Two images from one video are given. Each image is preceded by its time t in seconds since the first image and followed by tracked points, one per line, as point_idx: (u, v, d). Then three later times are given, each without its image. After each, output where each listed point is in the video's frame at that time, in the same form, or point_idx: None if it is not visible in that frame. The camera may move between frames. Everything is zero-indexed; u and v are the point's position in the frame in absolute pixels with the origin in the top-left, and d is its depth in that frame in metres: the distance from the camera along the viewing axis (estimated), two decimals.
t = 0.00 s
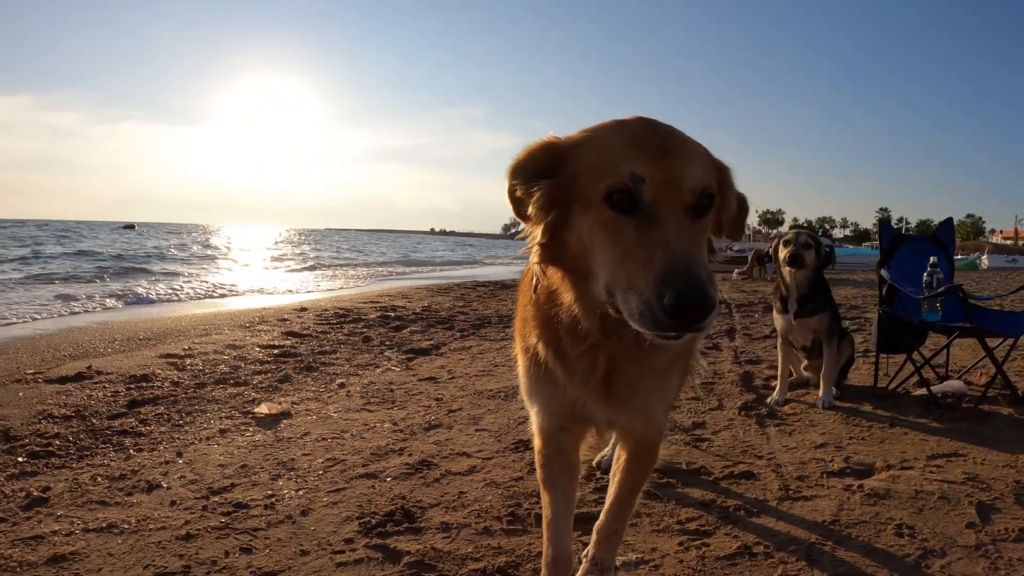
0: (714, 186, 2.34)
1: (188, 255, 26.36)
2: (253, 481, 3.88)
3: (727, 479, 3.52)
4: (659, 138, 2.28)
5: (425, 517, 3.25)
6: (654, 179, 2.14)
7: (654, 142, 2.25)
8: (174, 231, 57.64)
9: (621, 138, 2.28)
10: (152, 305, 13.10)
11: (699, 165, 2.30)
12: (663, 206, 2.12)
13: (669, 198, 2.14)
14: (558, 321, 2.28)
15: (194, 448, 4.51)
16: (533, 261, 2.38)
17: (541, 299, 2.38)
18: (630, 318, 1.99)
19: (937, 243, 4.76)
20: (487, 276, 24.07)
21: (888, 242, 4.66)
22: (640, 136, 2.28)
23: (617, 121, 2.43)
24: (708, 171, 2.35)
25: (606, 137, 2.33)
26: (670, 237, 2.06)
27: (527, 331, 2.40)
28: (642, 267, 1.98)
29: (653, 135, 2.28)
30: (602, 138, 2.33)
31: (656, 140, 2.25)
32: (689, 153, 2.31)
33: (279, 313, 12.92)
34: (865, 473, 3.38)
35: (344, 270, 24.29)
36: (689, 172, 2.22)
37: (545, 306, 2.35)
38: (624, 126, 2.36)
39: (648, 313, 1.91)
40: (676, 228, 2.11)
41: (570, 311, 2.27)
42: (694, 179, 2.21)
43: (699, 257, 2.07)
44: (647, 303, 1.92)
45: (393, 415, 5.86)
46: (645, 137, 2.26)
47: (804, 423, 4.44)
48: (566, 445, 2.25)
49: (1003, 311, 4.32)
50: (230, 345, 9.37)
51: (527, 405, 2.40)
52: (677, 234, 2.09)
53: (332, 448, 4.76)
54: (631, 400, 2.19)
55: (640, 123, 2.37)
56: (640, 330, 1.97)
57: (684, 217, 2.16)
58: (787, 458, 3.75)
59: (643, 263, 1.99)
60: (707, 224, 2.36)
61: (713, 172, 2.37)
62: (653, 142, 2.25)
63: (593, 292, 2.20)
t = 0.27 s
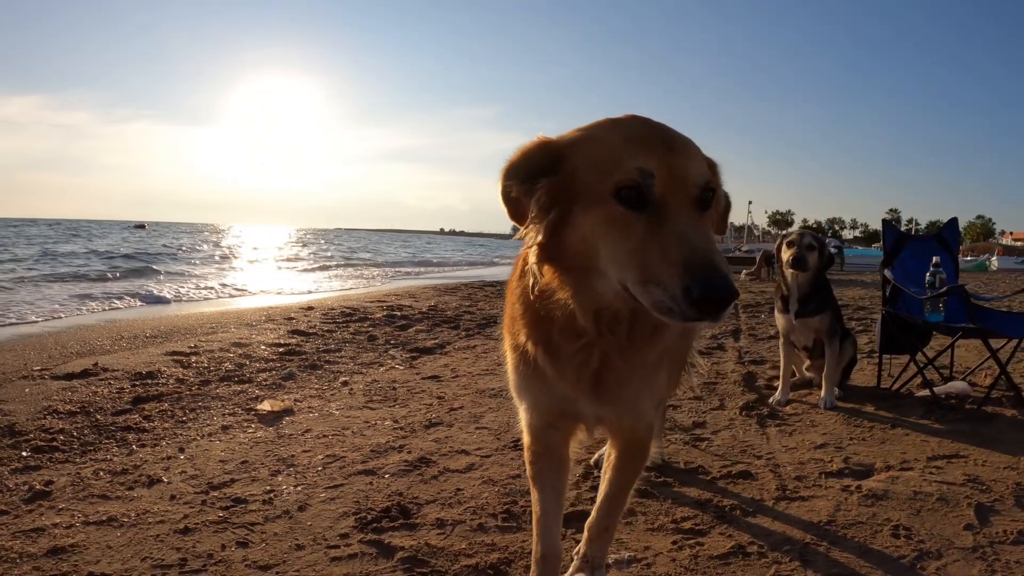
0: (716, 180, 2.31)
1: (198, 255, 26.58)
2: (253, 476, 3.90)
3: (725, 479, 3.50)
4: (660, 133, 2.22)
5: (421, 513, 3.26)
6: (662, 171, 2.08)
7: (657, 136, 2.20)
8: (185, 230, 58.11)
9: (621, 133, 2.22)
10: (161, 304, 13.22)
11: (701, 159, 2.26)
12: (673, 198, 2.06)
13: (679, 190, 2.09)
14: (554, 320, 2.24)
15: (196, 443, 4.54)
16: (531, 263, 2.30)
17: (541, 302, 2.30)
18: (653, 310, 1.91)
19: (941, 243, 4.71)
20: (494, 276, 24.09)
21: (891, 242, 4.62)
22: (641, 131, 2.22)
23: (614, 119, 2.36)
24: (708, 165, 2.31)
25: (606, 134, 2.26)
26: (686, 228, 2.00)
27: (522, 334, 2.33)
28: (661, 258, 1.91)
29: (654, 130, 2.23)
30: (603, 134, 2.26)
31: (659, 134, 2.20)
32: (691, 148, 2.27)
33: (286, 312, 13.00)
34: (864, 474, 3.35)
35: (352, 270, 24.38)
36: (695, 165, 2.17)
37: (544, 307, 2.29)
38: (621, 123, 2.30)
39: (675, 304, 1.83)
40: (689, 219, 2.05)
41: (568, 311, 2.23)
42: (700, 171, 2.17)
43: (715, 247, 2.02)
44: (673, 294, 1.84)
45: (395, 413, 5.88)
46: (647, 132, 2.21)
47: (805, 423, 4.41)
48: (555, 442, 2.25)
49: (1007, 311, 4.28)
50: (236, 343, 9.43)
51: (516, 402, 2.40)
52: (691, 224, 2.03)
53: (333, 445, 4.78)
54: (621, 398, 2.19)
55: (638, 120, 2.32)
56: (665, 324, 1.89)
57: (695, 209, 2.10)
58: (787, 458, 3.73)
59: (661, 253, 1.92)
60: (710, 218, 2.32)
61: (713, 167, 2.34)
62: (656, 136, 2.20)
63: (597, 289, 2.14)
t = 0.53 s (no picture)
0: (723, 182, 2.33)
1: (209, 253, 26.81)
2: (257, 471, 3.93)
3: (726, 478, 3.49)
4: (677, 133, 2.21)
5: (422, 509, 3.27)
6: (686, 171, 2.07)
7: (674, 136, 2.18)
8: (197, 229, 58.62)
9: (637, 131, 2.19)
10: (171, 302, 13.34)
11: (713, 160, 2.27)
12: (694, 197, 2.07)
13: (700, 190, 2.09)
14: (560, 319, 2.20)
15: (201, 439, 4.58)
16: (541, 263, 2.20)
17: (549, 303, 2.23)
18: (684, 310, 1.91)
19: (948, 244, 4.68)
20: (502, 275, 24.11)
21: (898, 243, 4.58)
22: (658, 131, 2.19)
23: (627, 118, 2.31)
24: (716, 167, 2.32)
25: (622, 133, 2.21)
26: (710, 228, 2.02)
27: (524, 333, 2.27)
28: (692, 258, 1.92)
29: (670, 130, 2.22)
30: (619, 133, 2.21)
31: (676, 134, 2.18)
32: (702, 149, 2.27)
33: (295, 310, 13.08)
34: (866, 474, 3.33)
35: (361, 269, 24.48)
36: (711, 166, 2.18)
37: (551, 307, 2.23)
38: (635, 122, 2.25)
39: (712, 304, 1.85)
40: (711, 219, 2.06)
41: (578, 312, 2.18)
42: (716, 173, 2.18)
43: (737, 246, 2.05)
44: (710, 294, 1.87)
45: (400, 410, 5.90)
46: (665, 132, 2.19)
47: (809, 423, 4.39)
48: (553, 439, 2.25)
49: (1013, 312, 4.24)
50: (244, 340, 9.50)
51: (513, 397, 2.39)
52: (714, 224, 2.05)
53: (338, 441, 4.81)
54: (621, 395, 2.20)
55: (651, 119, 2.28)
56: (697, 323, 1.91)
57: (715, 209, 2.11)
58: (790, 458, 3.71)
59: (692, 253, 1.93)
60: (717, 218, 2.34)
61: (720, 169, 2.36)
62: (674, 136, 2.18)
63: (611, 287, 2.12)
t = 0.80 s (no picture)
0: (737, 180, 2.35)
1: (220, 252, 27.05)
2: (264, 466, 3.98)
3: (731, 477, 3.50)
4: (694, 131, 2.23)
5: (427, 504, 3.30)
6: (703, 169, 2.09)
7: (691, 134, 2.20)
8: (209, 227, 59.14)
9: (654, 129, 2.20)
10: (183, 299, 13.48)
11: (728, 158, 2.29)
12: (712, 194, 2.09)
13: (716, 187, 2.11)
14: (572, 315, 2.19)
15: (210, 434, 4.64)
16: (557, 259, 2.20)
17: (564, 299, 2.21)
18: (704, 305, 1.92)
19: (958, 244, 4.65)
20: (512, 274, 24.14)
21: (907, 243, 4.56)
22: (674, 129, 2.21)
23: (643, 116, 2.32)
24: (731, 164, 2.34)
25: (639, 131, 2.22)
26: (728, 224, 2.04)
27: (536, 329, 2.26)
28: (711, 253, 1.94)
29: (687, 128, 2.23)
30: (636, 131, 2.22)
31: (693, 133, 2.20)
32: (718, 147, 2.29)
33: (305, 308, 13.18)
34: (872, 474, 3.33)
35: (371, 267, 24.61)
36: (727, 164, 2.20)
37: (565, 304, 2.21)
38: (651, 120, 2.27)
39: (731, 298, 1.88)
40: (728, 216, 2.08)
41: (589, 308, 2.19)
42: (732, 171, 2.20)
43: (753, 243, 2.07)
44: (729, 287, 1.89)
45: (408, 407, 5.95)
46: (683, 130, 2.20)
47: (816, 423, 4.38)
48: (558, 435, 2.27)
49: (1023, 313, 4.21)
50: (254, 338, 9.59)
51: (518, 391, 2.41)
52: (730, 220, 2.07)
53: (345, 436, 4.86)
54: (627, 392, 2.21)
55: (666, 118, 2.29)
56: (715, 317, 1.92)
57: (731, 206, 2.13)
58: (795, 457, 3.71)
59: (710, 248, 1.95)
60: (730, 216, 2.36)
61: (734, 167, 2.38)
62: (690, 134, 2.20)
63: (625, 284, 2.12)
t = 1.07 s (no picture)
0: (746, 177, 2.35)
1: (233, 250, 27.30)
2: (274, 461, 4.03)
3: (736, 475, 3.50)
4: (701, 128, 2.24)
5: (434, 499, 3.34)
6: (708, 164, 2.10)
7: (698, 130, 2.22)
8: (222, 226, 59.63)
9: (662, 126, 2.22)
10: (195, 297, 13.62)
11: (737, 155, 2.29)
12: (717, 190, 2.10)
13: (722, 183, 2.12)
14: (579, 310, 2.22)
15: (220, 429, 4.70)
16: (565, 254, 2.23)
17: (572, 294, 2.23)
18: (705, 298, 1.93)
19: (969, 245, 4.62)
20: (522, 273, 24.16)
21: (916, 243, 4.54)
22: (682, 125, 2.23)
23: (652, 114, 2.35)
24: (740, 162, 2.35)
25: (647, 128, 2.24)
26: (731, 219, 2.04)
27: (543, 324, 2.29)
28: (713, 247, 1.95)
29: (695, 125, 2.25)
30: (645, 127, 2.25)
31: (701, 129, 2.22)
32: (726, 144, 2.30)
33: (316, 306, 13.28)
34: (879, 474, 3.32)
35: (382, 266, 24.72)
36: (734, 161, 2.20)
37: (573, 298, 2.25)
38: (660, 117, 2.29)
39: (728, 290, 1.88)
40: (733, 211, 2.09)
41: (596, 303, 2.20)
42: (739, 167, 2.20)
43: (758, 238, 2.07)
44: (730, 280, 1.89)
45: (417, 404, 5.99)
46: (690, 126, 2.22)
47: (824, 422, 4.37)
48: (562, 430, 2.29)
49: None
50: (265, 335, 9.67)
51: (523, 387, 2.43)
52: (735, 215, 2.07)
53: (354, 432, 4.91)
54: (632, 387, 2.23)
55: (675, 115, 2.31)
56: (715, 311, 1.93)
57: (737, 202, 2.14)
58: (802, 457, 3.71)
59: (712, 242, 1.95)
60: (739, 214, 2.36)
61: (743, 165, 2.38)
62: (697, 131, 2.21)
63: (632, 279, 2.15)
